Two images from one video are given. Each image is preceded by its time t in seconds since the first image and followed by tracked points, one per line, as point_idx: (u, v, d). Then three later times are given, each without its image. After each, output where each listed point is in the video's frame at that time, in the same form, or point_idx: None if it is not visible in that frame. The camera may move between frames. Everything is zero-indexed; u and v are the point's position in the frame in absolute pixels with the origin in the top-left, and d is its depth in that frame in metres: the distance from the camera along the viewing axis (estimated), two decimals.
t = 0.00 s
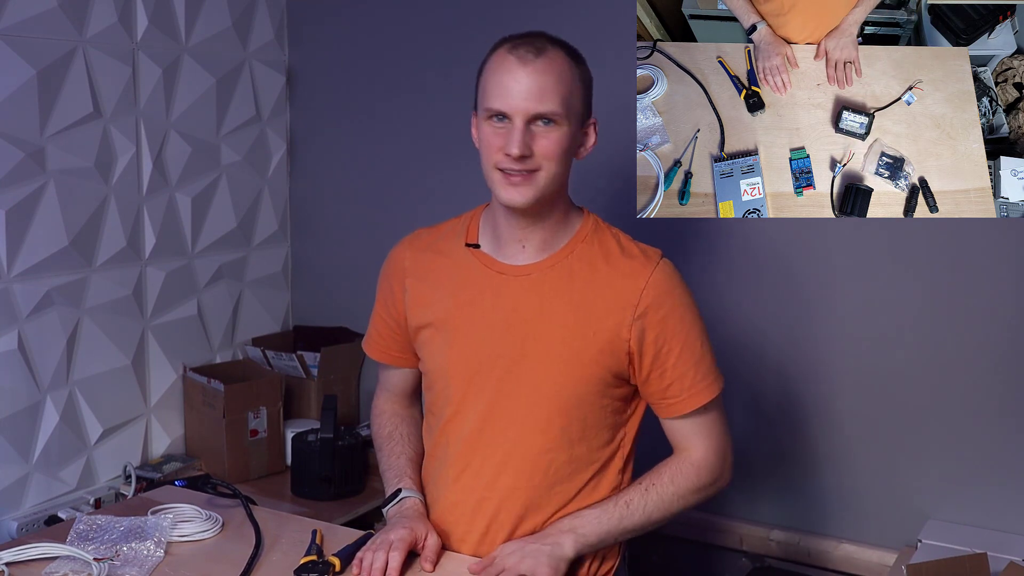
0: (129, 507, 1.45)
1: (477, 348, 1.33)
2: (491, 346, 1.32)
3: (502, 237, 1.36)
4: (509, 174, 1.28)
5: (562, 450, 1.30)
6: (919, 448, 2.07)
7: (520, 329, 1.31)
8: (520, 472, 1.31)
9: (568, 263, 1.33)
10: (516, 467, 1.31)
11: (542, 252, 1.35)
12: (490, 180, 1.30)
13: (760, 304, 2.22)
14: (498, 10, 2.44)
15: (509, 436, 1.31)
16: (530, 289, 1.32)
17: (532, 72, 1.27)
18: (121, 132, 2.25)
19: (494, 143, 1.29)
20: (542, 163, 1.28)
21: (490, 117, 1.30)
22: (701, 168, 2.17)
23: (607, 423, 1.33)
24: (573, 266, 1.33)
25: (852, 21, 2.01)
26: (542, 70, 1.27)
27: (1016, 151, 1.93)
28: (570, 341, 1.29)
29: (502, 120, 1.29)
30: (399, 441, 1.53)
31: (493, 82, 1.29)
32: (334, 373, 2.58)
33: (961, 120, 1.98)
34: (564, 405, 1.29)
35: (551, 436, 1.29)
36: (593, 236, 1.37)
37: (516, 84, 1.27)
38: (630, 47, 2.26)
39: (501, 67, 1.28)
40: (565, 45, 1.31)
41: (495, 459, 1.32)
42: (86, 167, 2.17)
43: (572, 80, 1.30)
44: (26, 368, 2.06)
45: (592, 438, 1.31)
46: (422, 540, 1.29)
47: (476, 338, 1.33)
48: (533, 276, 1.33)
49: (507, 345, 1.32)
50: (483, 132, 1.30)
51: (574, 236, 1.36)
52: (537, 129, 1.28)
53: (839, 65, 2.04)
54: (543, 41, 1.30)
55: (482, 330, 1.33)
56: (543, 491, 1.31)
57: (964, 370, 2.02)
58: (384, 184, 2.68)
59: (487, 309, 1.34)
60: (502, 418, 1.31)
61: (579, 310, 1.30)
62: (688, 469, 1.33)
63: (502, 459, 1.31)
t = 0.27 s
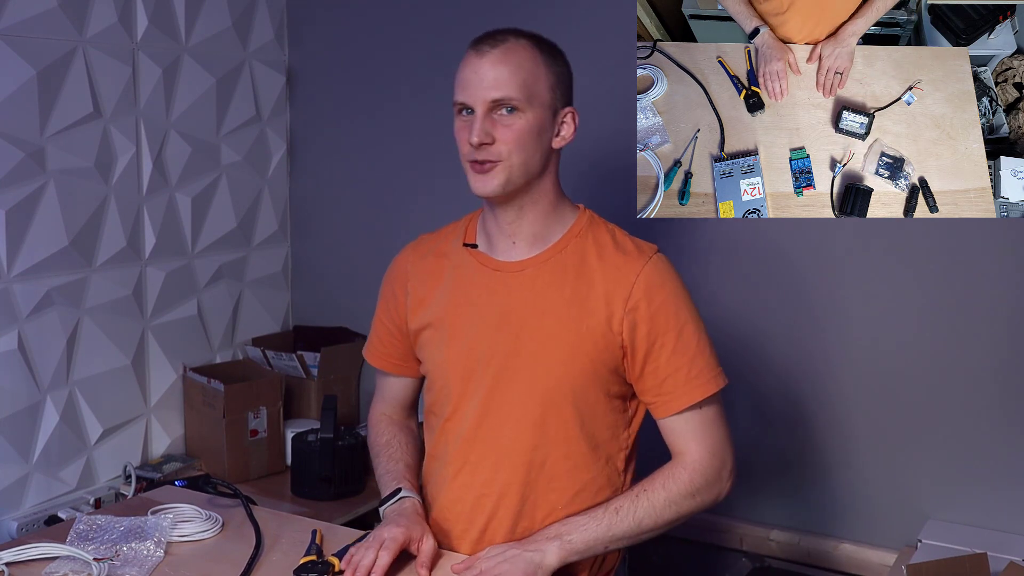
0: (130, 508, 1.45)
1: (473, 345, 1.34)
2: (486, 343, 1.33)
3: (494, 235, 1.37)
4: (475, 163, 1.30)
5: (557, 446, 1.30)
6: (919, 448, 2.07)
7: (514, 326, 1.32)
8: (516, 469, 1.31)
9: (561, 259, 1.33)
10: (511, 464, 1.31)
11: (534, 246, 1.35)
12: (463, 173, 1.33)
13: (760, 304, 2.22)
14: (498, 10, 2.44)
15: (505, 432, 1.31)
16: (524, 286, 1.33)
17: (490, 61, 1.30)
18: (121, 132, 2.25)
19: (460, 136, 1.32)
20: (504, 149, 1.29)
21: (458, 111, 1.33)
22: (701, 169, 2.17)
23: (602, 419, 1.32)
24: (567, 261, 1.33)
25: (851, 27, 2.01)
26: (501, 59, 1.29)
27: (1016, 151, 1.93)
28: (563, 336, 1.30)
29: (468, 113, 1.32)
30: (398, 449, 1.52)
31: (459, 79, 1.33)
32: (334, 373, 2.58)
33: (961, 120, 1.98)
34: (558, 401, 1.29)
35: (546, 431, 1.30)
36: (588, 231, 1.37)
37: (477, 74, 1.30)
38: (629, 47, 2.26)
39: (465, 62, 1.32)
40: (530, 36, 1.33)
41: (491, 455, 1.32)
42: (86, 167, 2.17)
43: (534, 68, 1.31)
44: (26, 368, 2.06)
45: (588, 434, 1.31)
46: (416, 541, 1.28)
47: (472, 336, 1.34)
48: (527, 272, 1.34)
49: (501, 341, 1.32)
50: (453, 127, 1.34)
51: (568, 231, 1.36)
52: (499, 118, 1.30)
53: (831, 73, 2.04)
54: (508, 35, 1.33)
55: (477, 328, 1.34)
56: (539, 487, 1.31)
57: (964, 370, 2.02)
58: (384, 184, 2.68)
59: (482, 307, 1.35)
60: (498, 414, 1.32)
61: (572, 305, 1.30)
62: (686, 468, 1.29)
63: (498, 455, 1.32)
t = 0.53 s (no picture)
0: (130, 507, 1.45)
1: (469, 344, 1.35)
2: (482, 342, 1.34)
3: (486, 241, 1.39)
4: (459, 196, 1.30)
5: (555, 444, 1.30)
6: (919, 448, 2.07)
7: (509, 324, 1.33)
8: (514, 467, 1.31)
9: (554, 255, 1.34)
10: (509, 462, 1.31)
11: (528, 247, 1.36)
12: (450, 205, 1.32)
13: (760, 304, 2.22)
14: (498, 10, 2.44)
15: (501, 431, 1.32)
16: (519, 284, 1.34)
17: (447, 95, 1.27)
18: (121, 132, 2.25)
19: (437, 171, 1.30)
20: (486, 176, 1.28)
21: (426, 146, 1.31)
22: (701, 168, 2.18)
23: (600, 416, 1.32)
24: (561, 258, 1.33)
25: (849, 27, 2.01)
26: (456, 89, 1.26)
27: (1016, 151, 1.93)
28: (558, 333, 1.30)
29: (437, 146, 1.30)
30: (409, 460, 1.52)
31: (418, 113, 1.30)
32: (334, 374, 2.59)
33: (961, 120, 1.98)
34: (552, 398, 1.29)
35: (542, 429, 1.30)
36: (580, 227, 1.37)
37: (437, 110, 1.27)
38: (629, 46, 2.26)
39: (419, 98, 1.29)
40: (473, 54, 1.30)
41: (489, 454, 1.33)
42: (86, 167, 2.17)
43: (491, 86, 1.29)
44: (26, 368, 2.06)
45: (586, 431, 1.31)
46: (417, 549, 1.27)
47: (469, 335, 1.35)
48: (522, 270, 1.34)
49: (496, 340, 1.33)
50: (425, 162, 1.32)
51: (560, 228, 1.36)
52: (470, 144, 1.28)
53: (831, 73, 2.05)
54: (450, 58, 1.30)
55: (474, 327, 1.35)
56: (539, 486, 1.31)
57: (963, 370, 2.02)
58: (384, 184, 2.68)
59: (479, 306, 1.36)
60: (494, 413, 1.32)
61: (566, 302, 1.31)
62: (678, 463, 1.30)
63: (496, 454, 1.32)
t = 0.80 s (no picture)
0: (130, 507, 1.45)
1: (466, 345, 1.35)
2: (480, 344, 1.34)
3: (481, 241, 1.39)
4: (456, 190, 1.30)
5: (553, 445, 1.30)
6: (919, 448, 2.07)
7: (506, 326, 1.33)
8: (513, 468, 1.31)
9: (550, 255, 1.34)
10: (508, 463, 1.31)
11: (522, 246, 1.36)
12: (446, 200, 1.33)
13: (759, 304, 2.22)
14: (498, 10, 2.44)
15: (500, 432, 1.32)
16: (515, 285, 1.33)
17: (444, 89, 1.28)
18: (121, 132, 2.25)
19: (435, 166, 1.31)
20: (484, 170, 1.29)
21: (424, 142, 1.32)
22: (700, 168, 2.18)
23: (599, 416, 1.32)
24: (558, 257, 1.33)
25: (849, 28, 2.01)
26: (452, 83, 1.28)
27: (1016, 151, 1.93)
28: (555, 333, 1.30)
29: (435, 141, 1.31)
30: (408, 460, 1.52)
31: (416, 108, 1.31)
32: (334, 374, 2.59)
33: (962, 120, 1.97)
34: (550, 398, 1.29)
35: (540, 429, 1.30)
36: (576, 226, 1.37)
37: (434, 105, 1.29)
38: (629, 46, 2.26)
39: (416, 94, 1.31)
40: (469, 50, 1.32)
41: (488, 455, 1.33)
42: (86, 167, 2.17)
43: (488, 81, 1.30)
44: (26, 368, 2.06)
45: (584, 431, 1.31)
46: (416, 547, 1.27)
47: (466, 336, 1.35)
48: (519, 271, 1.34)
49: (494, 341, 1.33)
50: (424, 157, 1.33)
51: (555, 227, 1.36)
52: (469, 139, 1.29)
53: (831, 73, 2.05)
54: (447, 54, 1.32)
55: (471, 329, 1.35)
56: (538, 486, 1.31)
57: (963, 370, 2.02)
58: (384, 184, 2.68)
59: (476, 308, 1.36)
60: (494, 414, 1.32)
61: (563, 302, 1.31)
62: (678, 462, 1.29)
63: (495, 455, 1.32)
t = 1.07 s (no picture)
0: (130, 508, 1.45)
1: (471, 344, 1.35)
2: (485, 342, 1.34)
3: (488, 237, 1.39)
4: (479, 177, 1.30)
5: (558, 445, 1.30)
6: (919, 448, 2.07)
7: (513, 325, 1.32)
8: (517, 468, 1.31)
9: (559, 256, 1.34)
10: (512, 463, 1.31)
11: (531, 246, 1.35)
12: (466, 187, 1.32)
13: (760, 304, 2.22)
14: (498, 9, 2.44)
15: (505, 431, 1.31)
16: (522, 285, 1.33)
17: (479, 75, 1.28)
18: (121, 132, 2.25)
19: (460, 151, 1.30)
20: (509, 160, 1.29)
21: (450, 126, 1.31)
22: (701, 168, 2.18)
23: (604, 417, 1.32)
24: (565, 259, 1.33)
25: (850, 27, 2.01)
26: (489, 70, 1.28)
27: (1016, 151, 1.93)
28: (561, 334, 1.30)
29: (463, 127, 1.30)
30: (408, 457, 1.52)
31: (448, 91, 1.31)
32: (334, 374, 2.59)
33: (961, 120, 1.98)
34: (556, 399, 1.29)
35: (545, 430, 1.30)
36: (585, 229, 1.37)
37: (467, 89, 1.28)
38: (629, 46, 2.26)
39: (450, 77, 1.30)
40: (507, 40, 1.32)
41: (492, 455, 1.33)
42: (86, 167, 2.17)
43: (524, 72, 1.30)
44: (26, 368, 2.06)
45: (589, 432, 1.31)
46: (417, 548, 1.27)
47: (471, 335, 1.35)
48: (525, 271, 1.34)
49: (499, 340, 1.33)
50: (449, 142, 1.32)
51: (565, 229, 1.36)
52: (498, 129, 1.29)
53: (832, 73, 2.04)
54: (485, 42, 1.31)
55: (476, 327, 1.35)
56: (541, 487, 1.31)
57: (964, 370, 2.02)
58: (384, 184, 2.68)
59: (481, 307, 1.35)
60: (498, 414, 1.32)
61: (570, 304, 1.31)
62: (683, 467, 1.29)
63: (499, 454, 1.32)
